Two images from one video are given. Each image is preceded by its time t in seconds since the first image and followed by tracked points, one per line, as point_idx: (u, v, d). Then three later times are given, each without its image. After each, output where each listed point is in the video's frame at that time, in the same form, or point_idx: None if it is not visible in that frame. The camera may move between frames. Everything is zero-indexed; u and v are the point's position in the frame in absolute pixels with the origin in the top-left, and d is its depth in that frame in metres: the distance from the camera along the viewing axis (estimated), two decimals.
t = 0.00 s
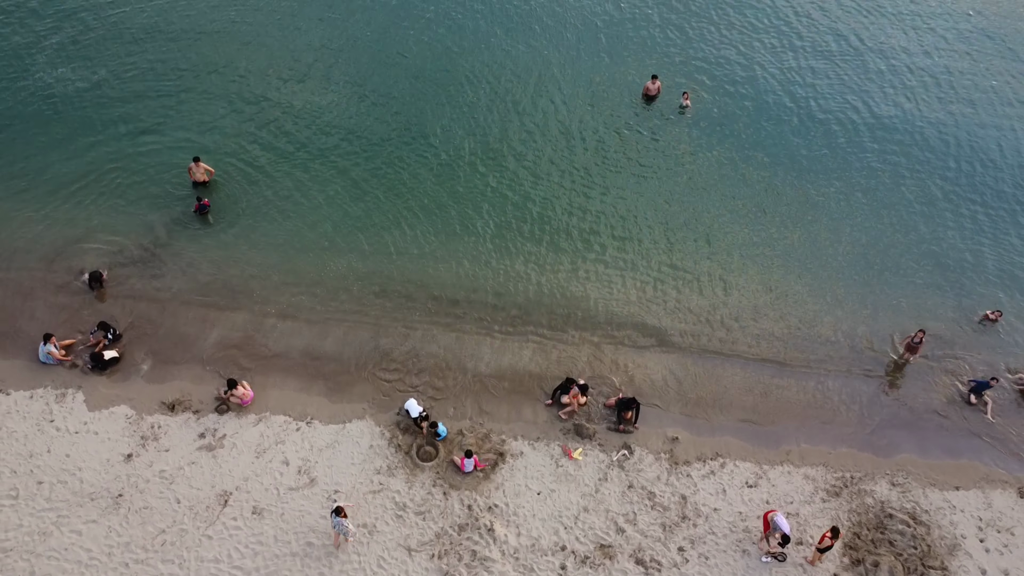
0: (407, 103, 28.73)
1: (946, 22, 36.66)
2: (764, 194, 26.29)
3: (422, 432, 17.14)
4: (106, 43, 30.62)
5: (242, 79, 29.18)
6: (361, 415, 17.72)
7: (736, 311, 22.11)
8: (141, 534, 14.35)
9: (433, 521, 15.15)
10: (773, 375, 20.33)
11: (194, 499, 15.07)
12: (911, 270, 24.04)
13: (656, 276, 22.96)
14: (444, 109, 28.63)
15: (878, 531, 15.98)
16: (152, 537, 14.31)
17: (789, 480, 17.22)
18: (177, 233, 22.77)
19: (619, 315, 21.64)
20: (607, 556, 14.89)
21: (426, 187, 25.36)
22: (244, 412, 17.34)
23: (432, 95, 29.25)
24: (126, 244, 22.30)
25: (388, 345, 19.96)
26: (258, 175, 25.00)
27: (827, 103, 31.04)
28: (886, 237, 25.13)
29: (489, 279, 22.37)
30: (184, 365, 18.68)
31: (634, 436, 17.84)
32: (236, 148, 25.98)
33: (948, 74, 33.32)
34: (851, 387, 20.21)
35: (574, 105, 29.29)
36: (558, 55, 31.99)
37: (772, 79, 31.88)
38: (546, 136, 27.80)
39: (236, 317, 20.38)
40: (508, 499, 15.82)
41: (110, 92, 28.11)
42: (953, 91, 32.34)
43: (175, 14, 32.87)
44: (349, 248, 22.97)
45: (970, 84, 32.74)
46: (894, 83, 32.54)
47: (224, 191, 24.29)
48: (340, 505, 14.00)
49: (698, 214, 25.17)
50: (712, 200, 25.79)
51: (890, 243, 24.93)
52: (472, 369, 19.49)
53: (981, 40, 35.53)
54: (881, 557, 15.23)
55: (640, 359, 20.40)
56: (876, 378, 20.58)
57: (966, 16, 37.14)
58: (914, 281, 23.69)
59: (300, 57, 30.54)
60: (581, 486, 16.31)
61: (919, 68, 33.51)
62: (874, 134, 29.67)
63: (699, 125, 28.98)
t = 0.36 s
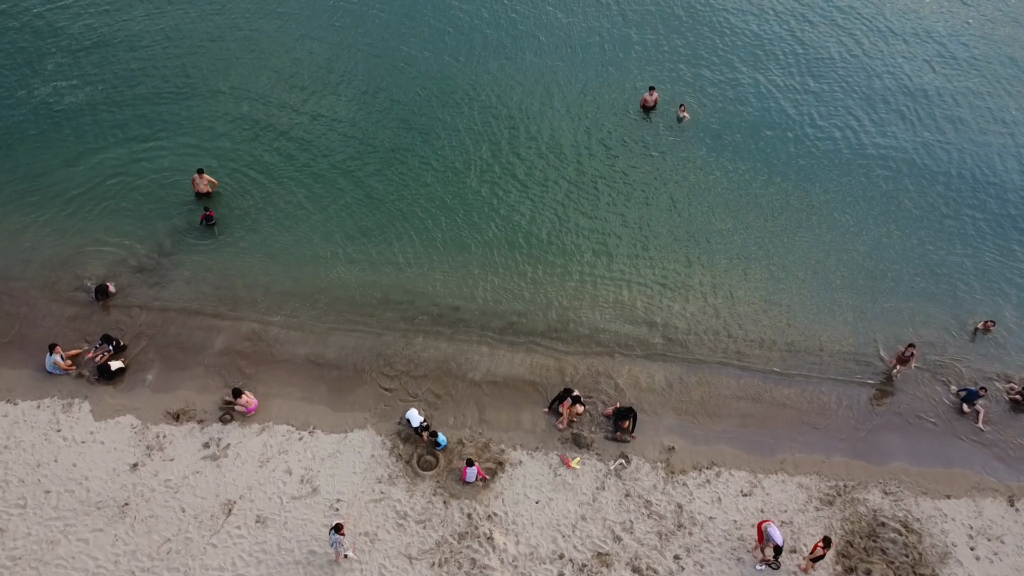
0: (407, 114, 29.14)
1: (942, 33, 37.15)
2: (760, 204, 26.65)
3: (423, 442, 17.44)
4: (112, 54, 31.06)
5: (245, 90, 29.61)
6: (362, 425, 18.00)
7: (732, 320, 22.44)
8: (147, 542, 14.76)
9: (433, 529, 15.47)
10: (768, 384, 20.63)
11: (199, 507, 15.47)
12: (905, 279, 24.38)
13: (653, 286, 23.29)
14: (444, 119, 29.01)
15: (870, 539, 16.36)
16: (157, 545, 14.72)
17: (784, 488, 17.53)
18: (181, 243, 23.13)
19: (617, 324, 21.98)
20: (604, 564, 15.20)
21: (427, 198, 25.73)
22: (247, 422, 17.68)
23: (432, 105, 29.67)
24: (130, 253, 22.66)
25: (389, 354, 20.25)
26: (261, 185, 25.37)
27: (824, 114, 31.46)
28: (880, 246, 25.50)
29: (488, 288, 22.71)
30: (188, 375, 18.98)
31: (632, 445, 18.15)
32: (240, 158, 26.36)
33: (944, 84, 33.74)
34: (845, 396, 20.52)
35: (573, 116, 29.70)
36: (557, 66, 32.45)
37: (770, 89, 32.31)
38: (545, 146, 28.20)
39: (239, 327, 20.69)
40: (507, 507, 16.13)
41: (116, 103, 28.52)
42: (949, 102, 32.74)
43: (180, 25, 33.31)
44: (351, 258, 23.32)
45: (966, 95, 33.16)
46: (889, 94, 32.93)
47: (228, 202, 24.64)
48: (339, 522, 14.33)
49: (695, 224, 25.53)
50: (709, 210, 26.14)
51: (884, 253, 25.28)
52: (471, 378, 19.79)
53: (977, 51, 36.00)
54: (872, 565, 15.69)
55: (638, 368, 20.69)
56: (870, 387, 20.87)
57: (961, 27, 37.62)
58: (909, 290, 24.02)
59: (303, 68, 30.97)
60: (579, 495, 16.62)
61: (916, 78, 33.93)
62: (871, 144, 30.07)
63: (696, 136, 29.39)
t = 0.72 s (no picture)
0: (408, 118, 29.31)
1: (939, 37, 37.35)
2: (758, 207, 26.78)
3: (423, 445, 17.56)
4: (114, 59, 31.22)
5: (246, 93, 29.77)
6: (363, 428, 18.10)
7: (730, 324, 22.58)
8: (149, 545, 14.87)
9: (433, 532, 15.59)
10: (766, 387, 20.70)
11: (201, 510, 15.59)
12: (902, 282, 24.51)
13: (652, 289, 23.43)
14: (444, 124, 29.17)
15: (867, 542, 16.49)
16: (159, 548, 14.83)
17: (781, 491, 17.64)
18: (183, 247, 23.27)
19: (616, 327, 22.14)
20: (603, 567, 15.31)
21: (427, 201, 25.88)
22: (249, 425, 17.81)
23: (432, 109, 29.81)
24: (132, 257, 22.81)
25: (388, 358, 20.35)
26: (262, 189, 25.51)
27: (822, 117, 31.59)
28: (877, 249, 25.64)
29: (488, 292, 22.84)
30: (190, 379, 19.09)
31: (630, 448, 18.27)
32: (241, 162, 26.52)
33: (942, 88, 33.91)
34: (843, 399, 20.61)
35: (572, 121, 29.84)
36: (556, 70, 32.61)
37: (769, 93, 32.47)
38: (544, 150, 28.35)
39: (240, 330, 20.81)
40: (506, 510, 16.25)
41: (118, 107, 28.68)
42: (947, 105, 32.89)
43: (182, 30, 33.49)
44: (352, 261, 23.46)
45: (964, 98, 33.30)
46: (887, 97, 33.07)
47: (229, 206, 24.77)
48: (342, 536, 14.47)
49: (694, 228, 25.66)
50: (707, 213, 26.28)
51: (882, 256, 25.41)
52: (471, 381, 19.91)
53: (974, 55, 36.18)
54: (869, 568, 15.82)
55: (636, 371, 20.78)
56: (869, 390, 20.95)
57: (959, 31, 37.82)
58: (907, 293, 24.15)
59: (304, 72, 31.13)
60: (578, 498, 16.73)
61: (914, 82, 34.10)
62: (869, 148, 30.21)
63: (695, 139, 29.53)
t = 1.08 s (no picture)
0: (407, 118, 29.32)
1: (939, 38, 37.38)
2: (759, 207, 26.81)
3: (423, 445, 17.58)
4: (114, 59, 31.24)
5: (245, 93, 29.78)
6: (363, 428, 18.12)
7: (730, 324, 22.61)
8: (150, 546, 14.89)
9: (434, 532, 15.61)
10: (766, 388, 20.73)
11: (202, 511, 15.62)
12: (902, 282, 24.55)
13: (652, 289, 23.45)
14: (444, 124, 29.19)
15: (867, 542, 16.52)
16: (160, 549, 14.86)
17: (781, 492, 17.66)
18: (182, 247, 23.29)
19: (616, 327, 22.17)
20: (603, 567, 15.33)
21: (427, 202, 25.91)
22: (250, 426, 17.85)
23: (432, 110, 29.82)
24: (132, 258, 22.83)
25: (389, 359, 20.37)
26: (262, 189, 25.54)
27: (822, 117, 31.62)
28: (877, 249, 25.69)
29: (488, 292, 22.86)
30: (190, 379, 19.12)
31: (630, 449, 18.29)
32: (241, 163, 26.54)
33: (941, 88, 33.93)
34: (842, 400, 20.62)
35: (572, 121, 29.85)
36: (556, 70, 32.61)
37: (769, 93, 32.48)
38: (544, 151, 28.37)
39: (241, 331, 20.84)
40: (507, 511, 16.27)
41: (118, 107, 28.71)
42: (947, 106, 32.91)
43: (181, 30, 33.50)
44: (352, 262, 23.49)
45: (963, 99, 33.33)
46: (887, 98, 33.09)
47: (230, 206, 24.80)
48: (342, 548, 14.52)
49: (694, 228, 25.68)
50: (707, 213, 26.31)
51: (882, 256, 25.44)
52: (471, 382, 19.93)
53: (974, 56, 36.20)
54: (869, 568, 15.86)
55: (637, 371, 20.80)
56: (869, 390, 20.95)
57: (958, 32, 37.86)
58: (906, 294, 24.17)
59: (304, 72, 31.13)
60: (578, 499, 16.76)
61: (913, 82, 34.13)
62: (869, 148, 30.25)
63: (694, 140, 29.53)
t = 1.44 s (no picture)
0: (407, 118, 29.30)
1: (939, 37, 37.36)
2: (757, 207, 26.80)
3: (423, 446, 17.58)
4: (114, 59, 31.20)
5: (245, 93, 29.76)
6: (363, 429, 18.13)
7: (729, 324, 22.59)
8: (150, 546, 14.90)
9: (434, 532, 15.62)
10: (766, 389, 20.72)
11: (202, 511, 15.63)
12: (901, 282, 24.54)
13: (651, 289, 23.43)
14: (444, 124, 29.19)
15: (868, 542, 16.53)
16: (160, 549, 14.86)
17: (782, 492, 17.66)
18: (183, 247, 23.29)
19: (616, 326, 22.16)
20: (604, 567, 15.35)
21: (426, 202, 25.92)
22: (250, 426, 17.87)
23: (432, 110, 29.80)
24: (132, 258, 22.83)
25: (390, 359, 20.39)
26: (262, 189, 25.52)
27: (823, 117, 31.59)
28: (876, 249, 25.67)
29: (487, 292, 22.84)
30: (191, 380, 19.13)
31: (631, 449, 18.29)
32: (241, 163, 26.51)
33: (941, 88, 33.91)
34: (842, 401, 20.62)
35: (573, 121, 29.83)
36: (556, 69, 32.55)
37: (770, 93, 32.43)
38: (544, 150, 28.37)
39: (241, 331, 20.87)
40: (508, 511, 16.28)
41: (118, 107, 28.67)
42: (946, 105, 32.90)
43: (181, 30, 33.46)
44: (352, 262, 23.48)
45: (962, 98, 33.31)
46: (886, 97, 33.07)
47: (230, 206, 24.79)
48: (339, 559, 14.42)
49: (693, 227, 25.66)
50: (706, 213, 26.30)
51: (880, 256, 25.43)
52: (472, 381, 19.95)
53: (975, 55, 36.16)
54: (869, 568, 15.88)
55: (636, 372, 20.80)
56: (869, 390, 20.93)
57: (958, 31, 37.83)
58: (906, 293, 24.17)
59: (304, 72, 31.10)
60: (579, 499, 16.76)
61: (913, 82, 34.11)
62: (869, 148, 30.22)
63: (694, 139, 29.50)
